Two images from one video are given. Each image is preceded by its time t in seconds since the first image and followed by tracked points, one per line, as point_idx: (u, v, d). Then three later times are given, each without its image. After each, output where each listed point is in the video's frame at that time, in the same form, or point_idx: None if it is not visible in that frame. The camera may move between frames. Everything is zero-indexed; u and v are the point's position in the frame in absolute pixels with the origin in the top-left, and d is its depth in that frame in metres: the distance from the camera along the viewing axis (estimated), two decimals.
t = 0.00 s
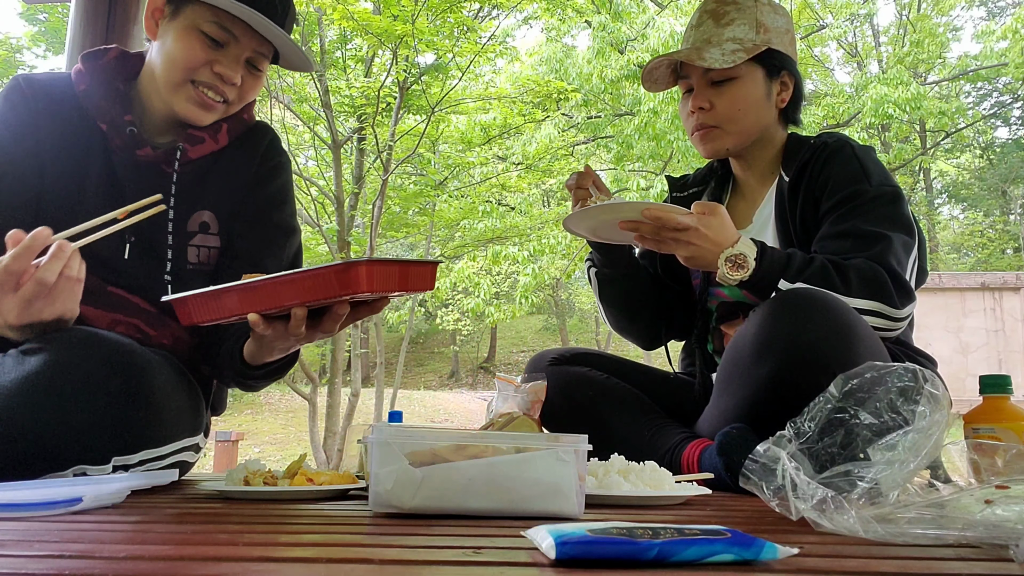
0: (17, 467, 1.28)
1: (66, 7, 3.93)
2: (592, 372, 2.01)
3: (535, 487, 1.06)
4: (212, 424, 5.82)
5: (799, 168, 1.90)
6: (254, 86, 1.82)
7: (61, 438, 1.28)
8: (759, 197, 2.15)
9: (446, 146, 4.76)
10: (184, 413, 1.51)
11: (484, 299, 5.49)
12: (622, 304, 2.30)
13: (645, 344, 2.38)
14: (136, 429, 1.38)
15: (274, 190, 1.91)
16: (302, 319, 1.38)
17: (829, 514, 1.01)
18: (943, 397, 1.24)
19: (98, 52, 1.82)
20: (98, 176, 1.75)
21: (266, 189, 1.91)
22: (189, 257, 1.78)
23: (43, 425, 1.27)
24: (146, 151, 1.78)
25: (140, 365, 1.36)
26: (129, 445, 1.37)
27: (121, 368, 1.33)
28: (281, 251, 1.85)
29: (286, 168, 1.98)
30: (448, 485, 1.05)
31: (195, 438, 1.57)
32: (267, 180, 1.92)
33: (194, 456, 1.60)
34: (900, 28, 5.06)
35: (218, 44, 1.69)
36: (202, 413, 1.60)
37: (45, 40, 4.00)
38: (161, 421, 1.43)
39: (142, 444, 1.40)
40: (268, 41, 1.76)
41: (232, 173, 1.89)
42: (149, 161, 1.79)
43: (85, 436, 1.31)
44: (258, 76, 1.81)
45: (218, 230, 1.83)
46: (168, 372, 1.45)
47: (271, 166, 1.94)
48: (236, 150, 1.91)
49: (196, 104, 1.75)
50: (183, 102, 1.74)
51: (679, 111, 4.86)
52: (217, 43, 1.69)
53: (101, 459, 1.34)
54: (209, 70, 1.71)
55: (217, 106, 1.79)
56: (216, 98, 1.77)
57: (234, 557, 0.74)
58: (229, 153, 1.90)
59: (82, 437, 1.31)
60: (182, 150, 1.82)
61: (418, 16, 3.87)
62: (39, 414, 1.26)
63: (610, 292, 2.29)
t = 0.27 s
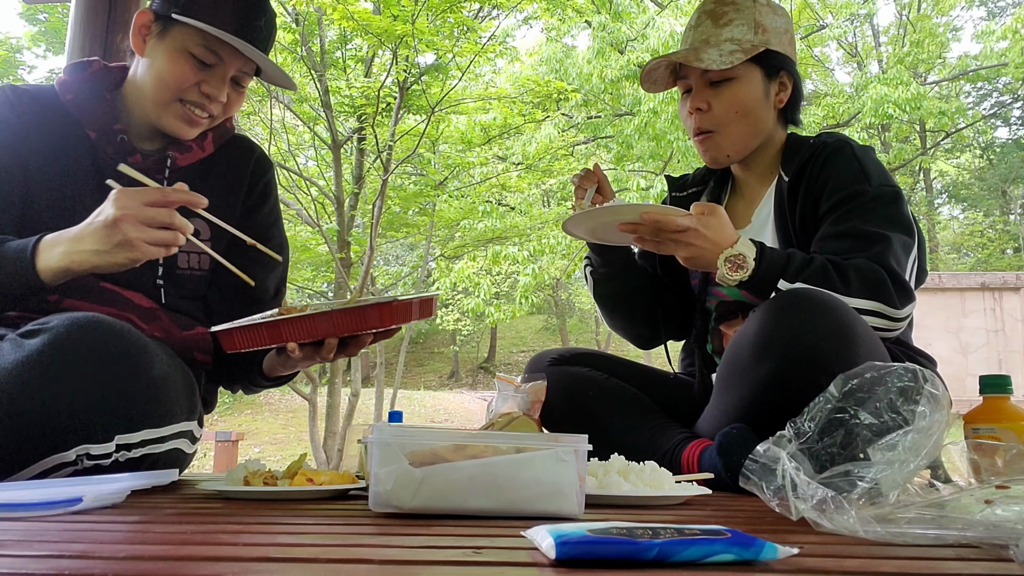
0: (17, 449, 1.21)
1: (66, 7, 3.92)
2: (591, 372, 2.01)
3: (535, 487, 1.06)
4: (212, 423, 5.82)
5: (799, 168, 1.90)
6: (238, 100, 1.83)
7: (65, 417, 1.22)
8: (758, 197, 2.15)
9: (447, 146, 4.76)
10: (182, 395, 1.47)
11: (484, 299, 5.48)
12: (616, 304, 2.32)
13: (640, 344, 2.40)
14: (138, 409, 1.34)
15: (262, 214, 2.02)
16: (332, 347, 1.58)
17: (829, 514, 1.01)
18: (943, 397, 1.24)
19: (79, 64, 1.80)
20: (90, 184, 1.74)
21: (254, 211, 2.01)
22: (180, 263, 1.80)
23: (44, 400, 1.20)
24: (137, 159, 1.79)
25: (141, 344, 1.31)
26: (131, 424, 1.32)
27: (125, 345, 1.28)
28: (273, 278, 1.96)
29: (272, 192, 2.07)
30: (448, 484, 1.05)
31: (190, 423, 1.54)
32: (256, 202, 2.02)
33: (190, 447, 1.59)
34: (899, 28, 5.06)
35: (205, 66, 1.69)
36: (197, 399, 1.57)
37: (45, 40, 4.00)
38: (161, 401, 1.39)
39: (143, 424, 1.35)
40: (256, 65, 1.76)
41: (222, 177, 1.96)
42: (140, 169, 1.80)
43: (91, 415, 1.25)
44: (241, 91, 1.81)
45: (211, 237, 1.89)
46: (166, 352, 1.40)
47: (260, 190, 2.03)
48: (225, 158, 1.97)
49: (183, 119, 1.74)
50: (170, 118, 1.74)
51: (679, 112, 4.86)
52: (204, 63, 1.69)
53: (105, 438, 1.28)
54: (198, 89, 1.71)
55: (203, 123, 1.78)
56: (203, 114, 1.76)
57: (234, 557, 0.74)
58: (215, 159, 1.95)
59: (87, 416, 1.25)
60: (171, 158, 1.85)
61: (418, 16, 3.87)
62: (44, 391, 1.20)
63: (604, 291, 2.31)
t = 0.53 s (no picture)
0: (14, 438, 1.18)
1: (66, 7, 3.91)
2: (591, 372, 2.01)
3: (535, 487, 1.06)
4: (212, 423, 5.83)
5: (799, 168, 1.90)
6: (221, 101, 1.83)
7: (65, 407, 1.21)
8: (758, 197, 2.15)
9: (446, 146, 4.76)
10: (177, 389, 1.47)
11: (484, 299, 5.51)
12: (618, 308, 2.32)
13: (641, 345, 2.41)
14: (134, 402, 1.33)
15: (251, 219, 2.03)
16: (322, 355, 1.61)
17: (829, 514, 1.01)
18: (943, 397, 1.24)
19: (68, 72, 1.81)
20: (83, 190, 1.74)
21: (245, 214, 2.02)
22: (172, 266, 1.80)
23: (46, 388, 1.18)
24: (126, 162, 1.80)
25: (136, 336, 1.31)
26: (130, 412, 1.32)
27: (123, 337, 1.28)
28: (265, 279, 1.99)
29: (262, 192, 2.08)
30: (448, 484, 1.05)
31: (186, 418, 1.53)
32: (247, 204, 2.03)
33: (185, 446, 1.58)
34: (899, 28, 5.06)
35: (186, 67, 1.70)
36: (192, 393, 1.56)
37: (45, 40, 4.00)
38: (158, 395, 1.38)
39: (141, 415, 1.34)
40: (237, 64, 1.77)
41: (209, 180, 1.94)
42: (130, 173, 1.81)
43: (91, 404, 1.24)
44: (224, 91, 1.81)
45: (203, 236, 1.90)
46: (161, 348, 1.40)
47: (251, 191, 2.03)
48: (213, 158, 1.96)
49: (167, 121, 1.75)
50: (155, 120, 1.75)
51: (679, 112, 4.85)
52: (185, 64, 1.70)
53: (104, 426, 1.27)
54: (178, 91, 1.71)
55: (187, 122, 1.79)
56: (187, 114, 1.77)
57: (233, 558, 0.74)
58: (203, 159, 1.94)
59: (86, 408, 1.23)
60: (160, 162, 1.84)
61: (418, 16, 3.87)
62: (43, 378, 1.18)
63: (607, 295, 2.31)
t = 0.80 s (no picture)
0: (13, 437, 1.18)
1: (65, 6, 3.90)
2: (591, 372, 2.01)
3: (535, 487, 1.06)
4: (212, 423, 5.83)
5: (799, 168, 1.90)
6: (211, 95, 1.82)
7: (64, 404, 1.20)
8: (758, 197, 2.15)
9: (447, 146, 4.76)
10: (177, 386, 1.46)
11: (485, 299, 5.54)
12: (621, 309, 2.33)
13: (645, 346, 2.41)
14: (131, 402, 1.32)
15: (246, 216, 2.02)
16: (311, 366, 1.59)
17: (829, 514, 1.01)
18: (943, 397, 1.24)
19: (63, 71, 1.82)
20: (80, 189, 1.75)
21: (240, 211, 2.01)
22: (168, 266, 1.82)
23: (47, 384, 1.18)
24: (121, 160, 1.80)
25: (134, 333, 1.31)
26: (127, 410, 1.31)
27: (120, 333, 1.28)
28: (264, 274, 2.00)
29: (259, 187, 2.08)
30: (448, 484, 1.05)
31: (185, 417, 1.53)
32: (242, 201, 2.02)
33: (185, 446, 1.58)
34: (899, 28, 5.06)
35: (173, 63, 1.69)
36: (191, 392, 1.56)
37: (45, 40, 3.99)
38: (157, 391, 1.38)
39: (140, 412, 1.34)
40: (224, 58, 1.75)
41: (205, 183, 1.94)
42: (124, 171, 1.81)
43: (90, 400, 1.24)
44: (213, 86, 1.80)
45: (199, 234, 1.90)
46: (160, 345, 1.40)
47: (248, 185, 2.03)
48: (207, 157, 1.96)
49: (157, 117, 1.74)
50: (145, 117, 1.74)
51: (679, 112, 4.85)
52: (170, 60, 1.69)
53: (102, 425, 1.26)
54: (167, 87, 1.71)
55: (177, 117, 1.78)
56: (176, 109, 1.76)
57: (233, 558, 0.74)
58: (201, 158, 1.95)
59: (83, 405, 1.23)
60: (155, 158, 1.84)
61: (418, 16, 3.87)
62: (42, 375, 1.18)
63: (610, 297, 2.32)
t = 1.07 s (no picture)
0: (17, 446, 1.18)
1: (66, 7, 3.90)
2: (591, 372, 2.01)
3: (535, 487, 1.06)
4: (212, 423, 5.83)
5: (799, 168, 1.90)
6: (212, 90, 1.82)
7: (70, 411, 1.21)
8: (759, 197, 2.15)
9: (447, 146, 4.76)
10: (181, 391, 1.47)
11: (485, 299, 5.54)
12: (621, 310, 2.32)
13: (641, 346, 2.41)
14: (135, 407, 1.33)
15: (247, 212, 2.02)
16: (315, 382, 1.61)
17: (829, 514, 1.01)
18: (943, 397, 1.24)
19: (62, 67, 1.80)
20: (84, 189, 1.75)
21: (241, 208, 2.02)
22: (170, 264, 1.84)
23: (52, 392, 1.19)
24: (124, 157, 1.80)
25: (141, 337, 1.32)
26: (131, 419, 1.32)
27: (126, 341, 1.29)
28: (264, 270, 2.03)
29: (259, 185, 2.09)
30: (448, 484, 1.05)
31: (187, 421, 1.53)
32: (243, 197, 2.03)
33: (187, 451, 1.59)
34: (899, 28, 5.06)
35: (173, 58, 1.69)
36: (194, 396, 1.57)
37: (45, 40, 3.99)
38: (162, 396, 1.40)
39: (144, 420, 1.36)
40: (223, 51, 1.74)
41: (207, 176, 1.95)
42: (127, 168, 1.82)
43: (95, 408, 1.25)
44: (214, 81, 1.80)
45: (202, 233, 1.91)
46: (165, 350, 1.41)
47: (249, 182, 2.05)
48: (208, 156, 1.96)
49: (159, 113, 1.74)
50: (146, 114, 1.74)
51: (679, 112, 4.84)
52: (170, 55, 1.68)
53: (106, 434, 1.28)
54: (167, 82, 1.70)
55: (179, 113, 1.78)
56: (178, 105, 1.76)
57: (233, 558, 0.74)
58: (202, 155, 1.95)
59: (87, 413, 1.24)
60: (159, 156, 1.85)
61: (418, 16, 3.87)
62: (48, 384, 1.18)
63: (609, 298, 2.31)
